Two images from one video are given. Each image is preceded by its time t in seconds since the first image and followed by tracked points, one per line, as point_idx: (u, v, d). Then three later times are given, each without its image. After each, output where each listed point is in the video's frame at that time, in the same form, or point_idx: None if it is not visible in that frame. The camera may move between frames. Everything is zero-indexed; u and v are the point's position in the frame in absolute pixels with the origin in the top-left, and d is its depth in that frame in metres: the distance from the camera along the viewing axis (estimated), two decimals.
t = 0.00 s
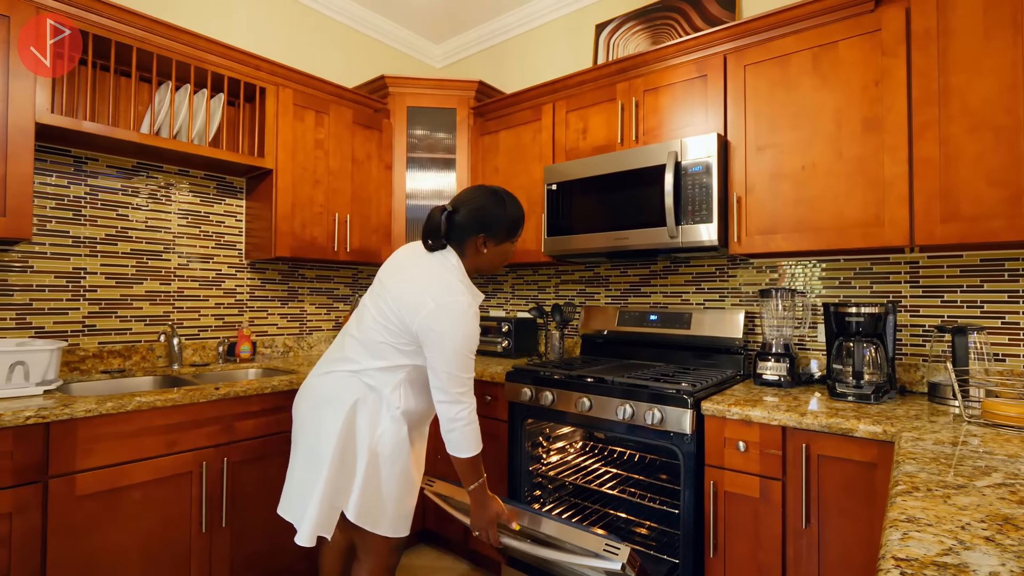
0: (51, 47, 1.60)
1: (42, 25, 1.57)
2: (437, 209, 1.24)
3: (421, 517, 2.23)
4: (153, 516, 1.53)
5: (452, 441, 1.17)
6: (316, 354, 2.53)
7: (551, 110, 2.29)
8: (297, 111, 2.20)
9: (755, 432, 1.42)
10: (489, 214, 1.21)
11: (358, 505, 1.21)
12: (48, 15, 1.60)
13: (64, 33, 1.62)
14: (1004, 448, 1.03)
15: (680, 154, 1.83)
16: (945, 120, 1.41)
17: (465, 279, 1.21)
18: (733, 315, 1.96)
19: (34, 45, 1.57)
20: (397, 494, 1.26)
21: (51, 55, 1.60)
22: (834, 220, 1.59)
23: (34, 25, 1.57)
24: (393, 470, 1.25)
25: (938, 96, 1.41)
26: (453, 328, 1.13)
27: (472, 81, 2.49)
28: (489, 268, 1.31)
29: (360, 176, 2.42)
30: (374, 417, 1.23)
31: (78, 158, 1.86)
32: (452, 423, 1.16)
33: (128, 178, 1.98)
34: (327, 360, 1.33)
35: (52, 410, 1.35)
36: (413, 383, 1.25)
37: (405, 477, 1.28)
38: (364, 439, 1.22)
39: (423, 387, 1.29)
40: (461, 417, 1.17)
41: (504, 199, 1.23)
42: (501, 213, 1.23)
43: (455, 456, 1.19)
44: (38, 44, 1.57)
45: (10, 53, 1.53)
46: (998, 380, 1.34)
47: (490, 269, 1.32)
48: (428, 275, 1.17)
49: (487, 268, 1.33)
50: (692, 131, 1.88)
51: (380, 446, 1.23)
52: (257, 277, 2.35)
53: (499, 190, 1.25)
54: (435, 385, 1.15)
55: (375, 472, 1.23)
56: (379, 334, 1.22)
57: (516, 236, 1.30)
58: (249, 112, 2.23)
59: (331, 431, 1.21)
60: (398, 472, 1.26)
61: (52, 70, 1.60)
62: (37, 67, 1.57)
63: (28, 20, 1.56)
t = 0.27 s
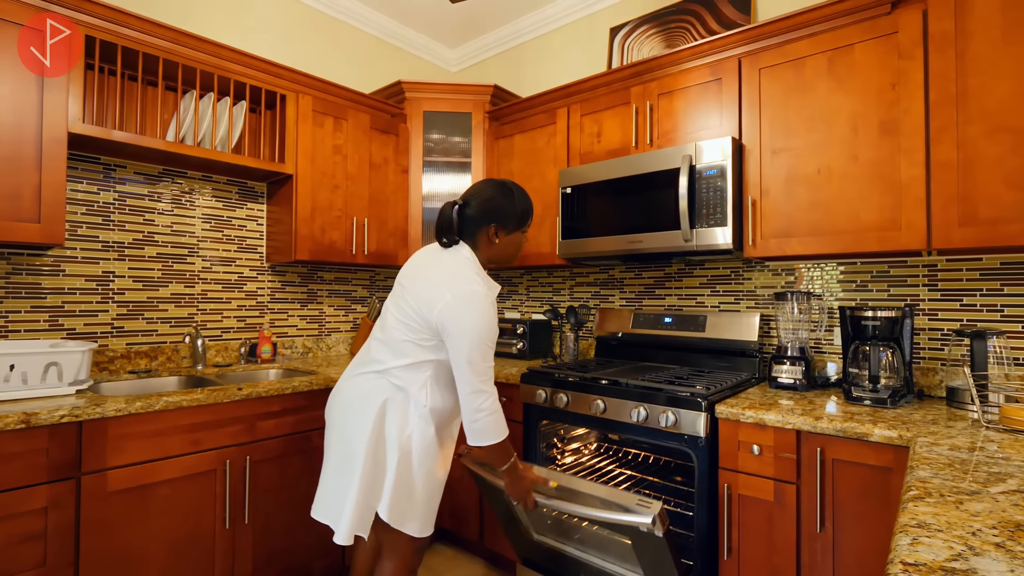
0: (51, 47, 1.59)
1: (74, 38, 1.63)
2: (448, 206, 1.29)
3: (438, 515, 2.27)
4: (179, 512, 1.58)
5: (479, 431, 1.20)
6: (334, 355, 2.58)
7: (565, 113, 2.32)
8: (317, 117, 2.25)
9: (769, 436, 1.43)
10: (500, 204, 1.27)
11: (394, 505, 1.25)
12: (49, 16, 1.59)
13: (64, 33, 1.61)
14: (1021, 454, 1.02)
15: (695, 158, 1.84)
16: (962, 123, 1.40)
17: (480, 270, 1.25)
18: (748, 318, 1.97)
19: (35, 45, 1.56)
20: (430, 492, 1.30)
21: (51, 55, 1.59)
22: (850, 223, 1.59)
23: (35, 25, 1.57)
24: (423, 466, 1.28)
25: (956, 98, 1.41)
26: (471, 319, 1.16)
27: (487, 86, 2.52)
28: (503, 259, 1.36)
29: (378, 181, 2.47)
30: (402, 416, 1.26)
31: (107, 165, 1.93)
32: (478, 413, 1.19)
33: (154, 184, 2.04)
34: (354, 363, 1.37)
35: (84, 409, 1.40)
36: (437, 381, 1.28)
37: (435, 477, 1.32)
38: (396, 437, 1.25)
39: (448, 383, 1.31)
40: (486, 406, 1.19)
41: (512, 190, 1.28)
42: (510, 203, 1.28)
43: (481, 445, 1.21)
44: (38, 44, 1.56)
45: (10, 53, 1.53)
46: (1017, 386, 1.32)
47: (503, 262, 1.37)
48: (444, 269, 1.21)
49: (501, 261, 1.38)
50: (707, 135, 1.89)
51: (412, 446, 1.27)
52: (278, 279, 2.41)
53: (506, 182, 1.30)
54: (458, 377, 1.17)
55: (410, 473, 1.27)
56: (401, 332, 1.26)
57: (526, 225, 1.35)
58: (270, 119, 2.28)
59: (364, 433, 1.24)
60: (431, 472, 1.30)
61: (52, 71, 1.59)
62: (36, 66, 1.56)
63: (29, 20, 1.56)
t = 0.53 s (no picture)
0: (51, 47, 1.58)
1: (98, 47, 1.67)
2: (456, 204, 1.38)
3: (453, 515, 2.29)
4: (201, 509, 1.61)
5: (520, 410, 1.27)
6: (350, 356, 2.61)
7: (579, 116, 2.33)
8: (333, 121, 2.28)
9: (784, 439, 1.43)
10: (505, 197, 1.35)
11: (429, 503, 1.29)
12: (49, 15, 1.59)
13: (64, 33, 1.60)
14: None
15: (709, 160, 1.84)
16: (981, 124, 1.38)
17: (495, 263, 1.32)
18: (763, 320, 1.97)
19: (35, 45, 1.56)
20: (462, 487, 1.35)
21: (51, 55, 1.58)
22: (867, 225, 1.58)
23: (35, 24, 1.56)
24: (453, 461, 1.32)
25: (974, 99, 1.39)
26: (492, 309, 1.22)
27: (501, 88, 2.54)
28: (513, 252, 1.43)
29: (393, 183, 2.49)
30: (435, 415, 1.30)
31: (129, 170, 1.97)
32: (515, 393, 1.26)
33: (175, 188, 2.08)
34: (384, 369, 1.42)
35: (110, 409, 1.44)
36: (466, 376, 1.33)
37: (469, 473, 1.36)
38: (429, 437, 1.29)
39: (476, 376, 1.36)
40: (520, 385, 1.27)
41: (516, 182, 1.36)
42: (515, 195, 1.36)
43: (519, 423, 1.28)
44: (38, 44, 1.56)
45: (10, 53, 1.52)
46: None
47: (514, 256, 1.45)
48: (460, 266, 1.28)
49: (513, 254, 1.45)
50: (721, 136, 1.89)
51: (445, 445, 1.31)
52: (295, 281, 2.44)
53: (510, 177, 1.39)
54: (490, 363, 1.24)
55: (445, 472, 1.31)
56: (425, 332, 1.32)
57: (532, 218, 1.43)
58: (287, 123, 2.32)
59: (396, 433, 1.29)
60: (463, 467, 1.34)
61: (52, 70, 1.59)
62: (37, 67, 1.56)
63: (30, 20, 1.55)
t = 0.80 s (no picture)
0: (52, 47, 1.58)
1: (113, 53, 1.70)
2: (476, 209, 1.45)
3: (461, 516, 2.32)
4: (215, 510, 1.64)
5: (550, 397, 1.35)
6: (360, 358, 2.63)
7: (587, 119, 2.36)
8: (343, 126, 2.30)
9: (792, 442, 1.44)
10: (524, 201, 1.42)
11: (460, 497, 1.34)
12: (49, 16, 1.58)
13: (65, 33, 1.60)
14: None
15: (717, 164, 1.85)
16: (989, 129, 1.39)
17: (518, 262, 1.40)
18: (771, 323, 1.98)
19: (35, 45, 1.55)
20: (492, 480, 1.39)
21: (52, 55, 1.58)
22: (875, 229, 1.58)
23: (35, 25, 1.55)
24: (483, 456, 1.36)
25: (982, 104, 1.40)
26: (517, 304, 1.30)
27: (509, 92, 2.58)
28: (530, 253, 1.50)
29: (402, 187, 2.52)
30: (466, 411, 1.34)
31: (143, 174, 2.00)
32: (544, 381, 1.34)
33: (188, 192, 2.11)
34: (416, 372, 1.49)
35: (126, 411, 1.46)
36: (495, 373, 1.38)
37: (499, 468, 1.40)
38: (460, 433, 1.34)
39: (505, 372, 1.40)
40: (548, 374, 1.34)
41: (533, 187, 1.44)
42: (533, 199, 1.44)
43: (549, 410, 1.36)
44: (38, 44, 1.56)
45: (10, 54, 1.52)
46: None
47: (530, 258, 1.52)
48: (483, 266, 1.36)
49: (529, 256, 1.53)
50: (729, 140, 1.90)
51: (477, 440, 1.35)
52: (305, 284, 2.47)
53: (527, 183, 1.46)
54: (517, 355, 1.32)
55: (476, 467, 1.35)
56: (453, 332, 1.39)
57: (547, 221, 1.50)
58: (298, 127, 2.34)
59: (429, 429, 1.35)
60: (493, 461, 1.38)
61: (52, 71, 1.59)
62: (37, 67, 1.56)
63: (29, 20, 1.55)
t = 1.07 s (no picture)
0: (51, 47, 1.58)
1: (123, 58, 1.72)
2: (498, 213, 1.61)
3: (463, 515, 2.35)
4: (223, 510, 1.65)
5: (560, 392, 1.47)
6: (364, 358, 2.65)
7: (591, 122, 2.37)
8: (348, 128, 2.32)
9: (795, 443, 1.45)
10: (540, 204, 1.56)
11: (483, 484, 1.47)
12: (49, 16, 1.58)
13: (64, 33, 1.60)
14: None
15: (720, 166, 1.86)
16: (990, 132, 1.40)
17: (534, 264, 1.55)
18: (774, 324, 1.99)
19: (34, 45, 1.55)
20: (507, 471, 1.50)
21: (52, 55, 1.58)
22: (877, 232, 1.60)
23: (34, 25, 1.55)
24: (498, 448, 1.48)
25: (984, 108, 1.41)
26: (530, 302, 1.45)
27: (513, 95, 2.59)
28: (547, 254, 1.63)
29: (407, 189, 2.53)
30: (485, 403, 1.49)
31: (151, 177, 2.02)
32: (555, 376, 1.46)
33: (195, 194, 2.13)
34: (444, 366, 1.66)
35: (135, 412, 1.47)
36: (510, 367, 1.52)
37: (514, 459, 1.52)
38: (480, 423, 1.48)
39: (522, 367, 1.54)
40: (558, 369, 1.46)
41: (550, 192, 1.58)
42: (549, 203, 1.58)
43: (562, 404, 1.49)
44: (38, 44, 1.55)
45: (11, 54, 1.52)
46: None
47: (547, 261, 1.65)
48: (500, 269, 1.52)
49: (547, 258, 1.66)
50: (732, 143, 1.91)
51: (498, 432, 1.48)
52: (310, 285, 2.49)
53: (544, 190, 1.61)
54: (529, 349, 1.46)
55: (494, 455, 1.48)
56: (474, 329, 1.56)
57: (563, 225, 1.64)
58: (304, 130, 2.36)
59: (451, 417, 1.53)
60: (508, 453, 1.50)
61: (52, 71, 1.58)
62: (37, 67, 1.56)
63: (29, 20, 1.54)
